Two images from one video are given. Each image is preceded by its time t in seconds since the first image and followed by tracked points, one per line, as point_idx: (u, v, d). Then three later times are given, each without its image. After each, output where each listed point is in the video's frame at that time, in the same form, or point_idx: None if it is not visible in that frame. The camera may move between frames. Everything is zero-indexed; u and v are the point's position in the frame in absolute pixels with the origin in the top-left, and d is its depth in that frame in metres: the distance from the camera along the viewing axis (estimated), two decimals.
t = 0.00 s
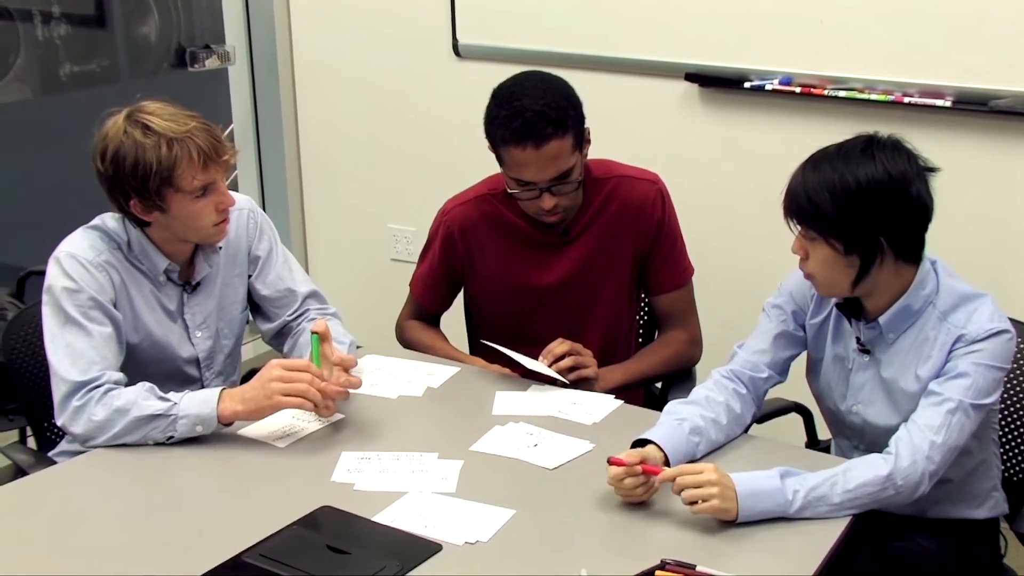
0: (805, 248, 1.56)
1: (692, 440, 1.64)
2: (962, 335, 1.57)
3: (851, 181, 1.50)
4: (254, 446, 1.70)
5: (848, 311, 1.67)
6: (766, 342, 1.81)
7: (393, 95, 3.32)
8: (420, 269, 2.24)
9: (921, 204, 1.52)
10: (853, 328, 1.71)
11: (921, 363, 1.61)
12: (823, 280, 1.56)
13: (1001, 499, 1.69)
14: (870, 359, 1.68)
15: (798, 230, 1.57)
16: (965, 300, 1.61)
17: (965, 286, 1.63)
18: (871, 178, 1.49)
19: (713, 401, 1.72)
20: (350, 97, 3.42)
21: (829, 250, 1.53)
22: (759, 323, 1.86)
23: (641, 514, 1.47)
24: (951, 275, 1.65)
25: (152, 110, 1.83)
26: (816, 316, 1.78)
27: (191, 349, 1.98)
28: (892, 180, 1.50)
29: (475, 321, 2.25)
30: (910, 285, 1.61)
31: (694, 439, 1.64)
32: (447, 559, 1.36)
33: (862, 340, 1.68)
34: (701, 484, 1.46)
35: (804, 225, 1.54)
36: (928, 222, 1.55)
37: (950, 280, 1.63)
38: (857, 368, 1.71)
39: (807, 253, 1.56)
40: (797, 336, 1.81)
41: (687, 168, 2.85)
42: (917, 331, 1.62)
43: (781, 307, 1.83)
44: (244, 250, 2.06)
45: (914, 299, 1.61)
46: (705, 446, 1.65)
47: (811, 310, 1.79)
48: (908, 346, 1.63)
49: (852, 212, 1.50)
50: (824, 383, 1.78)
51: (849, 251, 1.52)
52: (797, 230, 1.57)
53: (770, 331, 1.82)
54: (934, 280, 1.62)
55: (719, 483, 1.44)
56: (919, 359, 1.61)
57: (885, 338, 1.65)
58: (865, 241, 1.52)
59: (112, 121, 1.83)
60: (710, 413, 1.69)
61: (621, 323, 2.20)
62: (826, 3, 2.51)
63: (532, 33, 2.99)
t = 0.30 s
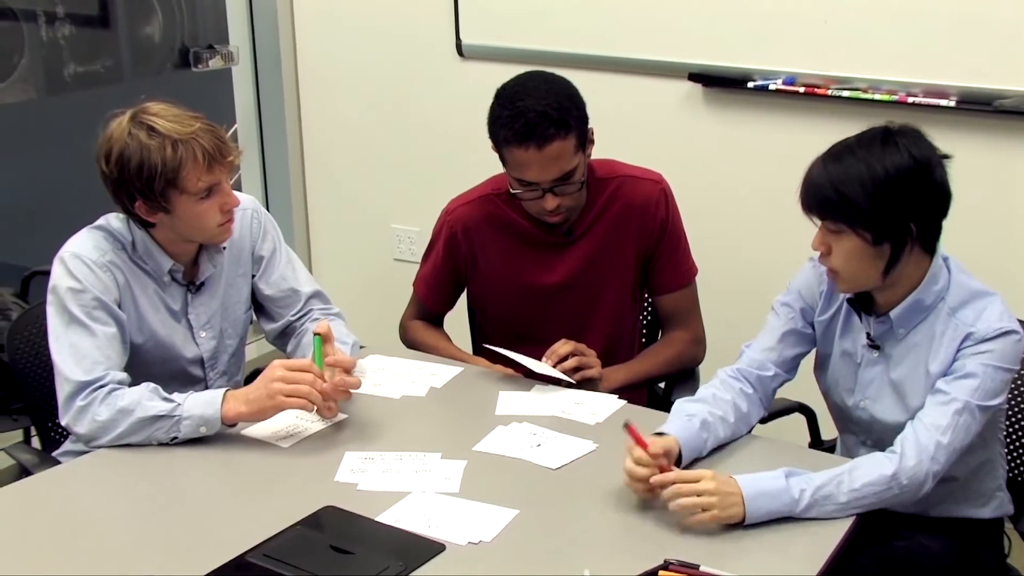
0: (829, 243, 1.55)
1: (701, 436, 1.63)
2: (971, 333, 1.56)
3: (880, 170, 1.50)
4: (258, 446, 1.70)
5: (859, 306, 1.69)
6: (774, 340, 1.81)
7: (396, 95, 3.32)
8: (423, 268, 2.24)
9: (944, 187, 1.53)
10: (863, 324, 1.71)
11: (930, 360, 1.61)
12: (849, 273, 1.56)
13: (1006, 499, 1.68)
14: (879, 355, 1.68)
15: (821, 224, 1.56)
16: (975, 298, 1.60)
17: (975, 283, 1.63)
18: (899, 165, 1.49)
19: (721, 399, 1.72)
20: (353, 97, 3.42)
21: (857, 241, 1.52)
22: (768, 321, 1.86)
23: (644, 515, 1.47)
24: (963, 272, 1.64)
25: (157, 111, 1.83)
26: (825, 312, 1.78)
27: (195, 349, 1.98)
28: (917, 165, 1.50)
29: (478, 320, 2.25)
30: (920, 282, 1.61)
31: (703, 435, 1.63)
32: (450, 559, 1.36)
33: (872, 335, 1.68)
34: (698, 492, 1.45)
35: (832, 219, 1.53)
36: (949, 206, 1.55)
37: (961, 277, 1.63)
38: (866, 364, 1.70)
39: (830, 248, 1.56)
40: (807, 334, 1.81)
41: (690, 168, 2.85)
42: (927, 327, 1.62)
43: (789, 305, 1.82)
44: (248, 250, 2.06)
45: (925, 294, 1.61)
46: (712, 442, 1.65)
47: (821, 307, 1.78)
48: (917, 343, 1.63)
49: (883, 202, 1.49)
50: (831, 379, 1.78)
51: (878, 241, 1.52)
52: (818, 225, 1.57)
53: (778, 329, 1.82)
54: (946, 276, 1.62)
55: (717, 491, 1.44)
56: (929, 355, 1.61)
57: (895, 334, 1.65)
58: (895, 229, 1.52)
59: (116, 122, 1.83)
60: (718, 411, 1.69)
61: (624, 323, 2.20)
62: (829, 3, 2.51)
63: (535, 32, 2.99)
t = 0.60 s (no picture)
0: (843, 234, 1.54)
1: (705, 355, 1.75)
2: (964, 314, 1.57)
3: (888, 151, 1.50)
4: (252, 447, 1.70)
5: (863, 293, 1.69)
6: (772, 321, 1.85)
7: (391, 96, 3.32)
8: (418, 269, 2.24)
9: (945, 164, 1.54)
10: (863, 311, 1.71)
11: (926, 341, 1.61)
12: (865, 262, 1.55)
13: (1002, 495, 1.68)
14: (878, 340, 1.68)
15: (831, 216, 1.55)
16: (974, 285, 1.60)
17: (974, 271, 1.63)
18: (907, 143, 1.50)
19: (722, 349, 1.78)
20: (348, 97, 3.42)
21: (875, 225, 1.51)
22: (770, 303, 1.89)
23: (638, 514, 1.47)
24: (965, 263, 1.64)
25: (151, 113, 1.83)
26: (825, 297, 1.79)
27: (188, 350, 1.98)
28: (922, 142, 1.51)
29: (473, 319, 2.25)
30: (922, 267, 1.61)
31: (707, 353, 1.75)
32: (444, 559, 1.37)
33: (872, 321, 1.68)
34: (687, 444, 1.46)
35: (846, 208, 1.51)
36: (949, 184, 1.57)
37: (962, 264, 1.64)
38: (866, 351, 1.70)
39: (845, 240, 1.54)
40: (807, 318, 1.83)
41: (684, 168, 2.85)
42: (925, 312, 1.62)
43: (790, 289, 1.85)
44: (241, 252, 2.06)
45: (925, 280, 1.61)
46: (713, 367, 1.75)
47: (821, 293, 1.80)
48: (915, 327, 1.63)
49: (896, 183, 1.49)
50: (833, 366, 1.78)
51: (896, 221, 1.52)
52: (828, 217, 1.56)
53: (776, 308, 1.86)
54: (947, 266, 1.62)
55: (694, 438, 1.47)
56: (925, 337, 1.61)
57: (895, 319, 1.65)
58: (910, 207, 1.51)
59: (110, 124, 1.83)
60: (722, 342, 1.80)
61: (620, 321, 2.20)
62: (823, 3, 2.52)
63: (529, 32, 2.99)
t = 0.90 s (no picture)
0: (831, 225, 1.54)
1: (703, 388, 1.70)
2: (955, 303, 1.57)
3: (876, 147, 1.50)
4: (251, 447, 1.70)
5: (853, 285, 1.70)
6: (774, 317, 1.82)
7: (390, 96, 3.32)
8: (417, 268, 2.24)
9: (934, 160, 1.55)
10: (857, 306, 1.71)
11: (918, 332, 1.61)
12: (852, 253, 1.55)
13: (999, 491, 1.68)
14: (872, 336, 1.69)
15: (818, 206, 1.56)
16: (964, 275, 1.60)
17: (966, 261, 1.63)
18: (894, 139, 1.51)
19: (722, 358, 1.76)
20: (347, 97, 3.42)
21: (858, 216, 1.52)
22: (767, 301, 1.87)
23: (637, 514, 1.47)
24: (957, 255, 1.64)
25: (148, 114, 1.83)
26: (822, 296, 1.78)
27: (187, 350, 1.98)
28: (910, 138, 1.52)
29: (472, 318, 2.25)
30: (913, 259, 1.61)
31: (705, 387, 1.70)
32: (443, 559, 1.36)
33: (865, 315, 1.69)
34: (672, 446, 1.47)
35: (833, 199, 1.52)
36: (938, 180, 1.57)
37: (953, 255, 1.63)
38: (860, 346, 1.71)
39: (832, 230, 1.55)
40: (807, 315, 1.82)
41: (683, 168, 2.85)
42: (916, 304, 1.62)
43: (789, 286, 1.84)
44: (240, 251, 2.06)
45: (916, 273, 1.61)
46: (712, 396, 1.71)
47: (818, 292, 1.79)
48: (908, 320, 1.63)
49: (884, 177, 1.50)
50: (828, 362, 1.79)
51: (879, 213, 1.52)
52: (816, 208, 1.56)
53: (778, 303, 1.84)
54: (937, 257, 1.62)
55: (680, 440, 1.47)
56: (918, 329, 1.61)
57: (887, 313, 1.66)
58: (895, 199, 1.52)
59: (107, 123, 1.83)
60: (719, 368, 1.74)
61: (618, 320, 2.19)
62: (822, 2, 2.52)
63: (529, 32, 2.99)
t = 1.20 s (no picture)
0: (813, 234, 1.55)
1: (700, 433, 1.64)
2: (952, 319, 1.56)
3: (858, 160, 1.50)
4: (252, 446, 1.70)
5: (846, 297, 1.68)
6: (768, 335, 1.82)
7: (391, 96, 3.32)
8: (418, 267, 2.24)
9: (925, 176, 1.54)
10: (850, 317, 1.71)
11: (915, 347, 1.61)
12: (830, 264, 1.56)
13: (1000, 492, 1.68)
14: (867, 346, 1.68)
15: (803, 216, 1.57)
16: (958, 285, 1.60)
17: (959, 271, 1.62)
18: (880, 154, 1.50)
19: (716, 394, 1.72)
20: (348, 97, 3.42)
21: (838, 229, 1.53)
22: (759, 317, 1.87)
23: (638, 514, 1.47)
24: (948, 262, 1.64)
25: (155, 118, 1.82)
26: (814, 309, 1.78)
27: (188, 351, 1.98)
28: (897, 154, 1.51)
29: (473, 318, 2.25)
30: (904, 270, 1.61)
31: (701, 432, 1.64)
32: (444, 559, 1.37)
33: (859, 327, 1.69)
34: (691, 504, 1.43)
35: (813, 208, 1.53)
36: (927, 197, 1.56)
37: (944, 264, 1.63)
38: (855, 356, 1.70)
39: (815, 240, 1.56)
40: (799, 329, 1.82)
41: (684, 168, 2.85)
42: (911, 316, 1.62)
43: (780, 300, 1.83)
44: (241, 252, 2.06)
45: (908, 284, 1.61)
46: (711, 438, 1.66)
47: (810, 303, 1.79)
48: (903, 334, 1.63)
49: (867, 190, 1.50)
50: (822, 376, 1.79)
51: (858, 228, 1.52)
52: (801, 217, 1.57)
53: (770, 322, 1.83)
54: (929, 266, 1.62)
55: (706, 501, 1.43)
56: (914, 342, 1.61)
57: (881, 325, 1.66)
58: (874, 214, 1.52)
59: (113, 124, 1.82)
60: (714, 405, 1.69)
61: (620, 322, 2.19)
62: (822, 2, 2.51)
63: (529, 32, 2.99)
